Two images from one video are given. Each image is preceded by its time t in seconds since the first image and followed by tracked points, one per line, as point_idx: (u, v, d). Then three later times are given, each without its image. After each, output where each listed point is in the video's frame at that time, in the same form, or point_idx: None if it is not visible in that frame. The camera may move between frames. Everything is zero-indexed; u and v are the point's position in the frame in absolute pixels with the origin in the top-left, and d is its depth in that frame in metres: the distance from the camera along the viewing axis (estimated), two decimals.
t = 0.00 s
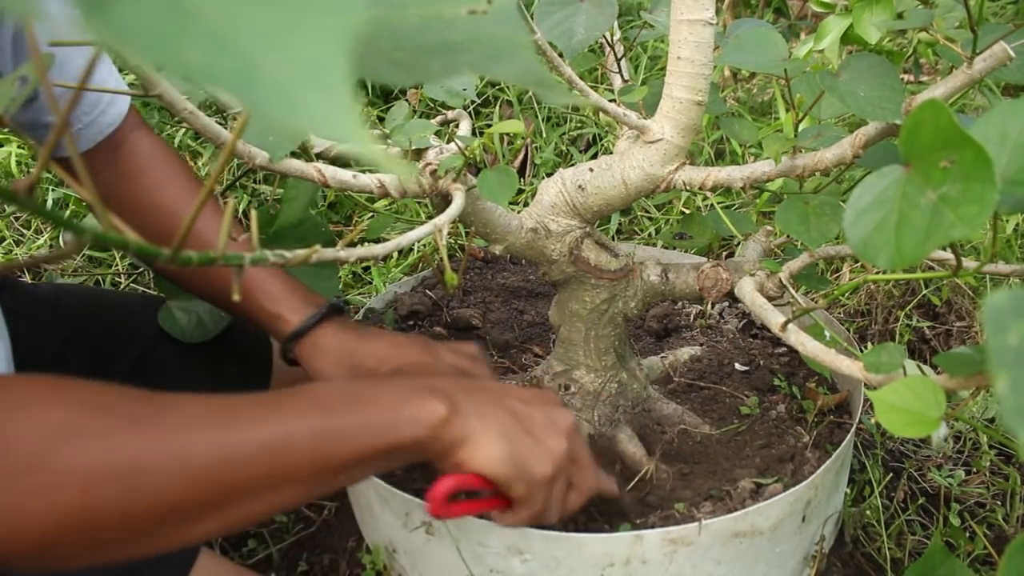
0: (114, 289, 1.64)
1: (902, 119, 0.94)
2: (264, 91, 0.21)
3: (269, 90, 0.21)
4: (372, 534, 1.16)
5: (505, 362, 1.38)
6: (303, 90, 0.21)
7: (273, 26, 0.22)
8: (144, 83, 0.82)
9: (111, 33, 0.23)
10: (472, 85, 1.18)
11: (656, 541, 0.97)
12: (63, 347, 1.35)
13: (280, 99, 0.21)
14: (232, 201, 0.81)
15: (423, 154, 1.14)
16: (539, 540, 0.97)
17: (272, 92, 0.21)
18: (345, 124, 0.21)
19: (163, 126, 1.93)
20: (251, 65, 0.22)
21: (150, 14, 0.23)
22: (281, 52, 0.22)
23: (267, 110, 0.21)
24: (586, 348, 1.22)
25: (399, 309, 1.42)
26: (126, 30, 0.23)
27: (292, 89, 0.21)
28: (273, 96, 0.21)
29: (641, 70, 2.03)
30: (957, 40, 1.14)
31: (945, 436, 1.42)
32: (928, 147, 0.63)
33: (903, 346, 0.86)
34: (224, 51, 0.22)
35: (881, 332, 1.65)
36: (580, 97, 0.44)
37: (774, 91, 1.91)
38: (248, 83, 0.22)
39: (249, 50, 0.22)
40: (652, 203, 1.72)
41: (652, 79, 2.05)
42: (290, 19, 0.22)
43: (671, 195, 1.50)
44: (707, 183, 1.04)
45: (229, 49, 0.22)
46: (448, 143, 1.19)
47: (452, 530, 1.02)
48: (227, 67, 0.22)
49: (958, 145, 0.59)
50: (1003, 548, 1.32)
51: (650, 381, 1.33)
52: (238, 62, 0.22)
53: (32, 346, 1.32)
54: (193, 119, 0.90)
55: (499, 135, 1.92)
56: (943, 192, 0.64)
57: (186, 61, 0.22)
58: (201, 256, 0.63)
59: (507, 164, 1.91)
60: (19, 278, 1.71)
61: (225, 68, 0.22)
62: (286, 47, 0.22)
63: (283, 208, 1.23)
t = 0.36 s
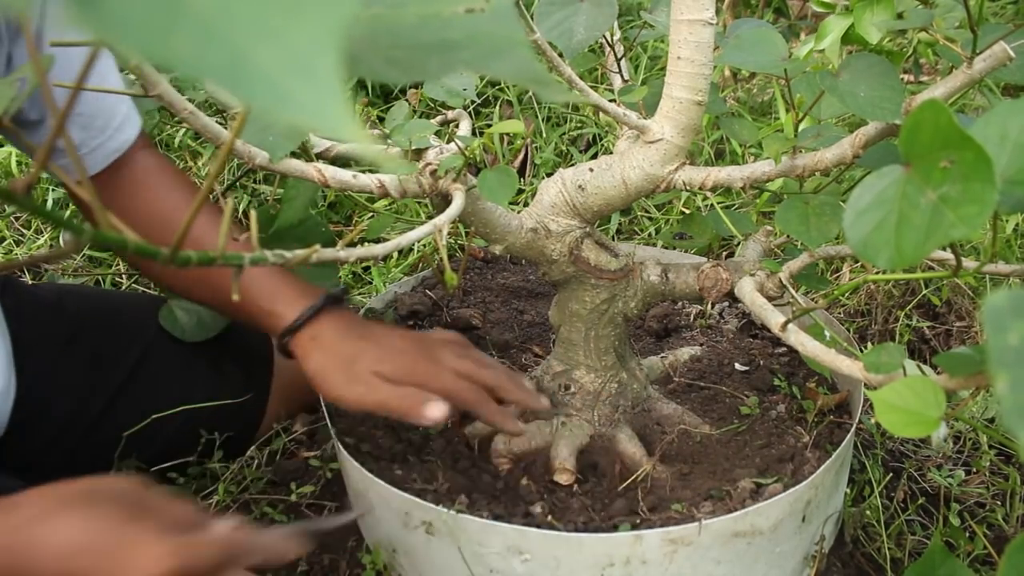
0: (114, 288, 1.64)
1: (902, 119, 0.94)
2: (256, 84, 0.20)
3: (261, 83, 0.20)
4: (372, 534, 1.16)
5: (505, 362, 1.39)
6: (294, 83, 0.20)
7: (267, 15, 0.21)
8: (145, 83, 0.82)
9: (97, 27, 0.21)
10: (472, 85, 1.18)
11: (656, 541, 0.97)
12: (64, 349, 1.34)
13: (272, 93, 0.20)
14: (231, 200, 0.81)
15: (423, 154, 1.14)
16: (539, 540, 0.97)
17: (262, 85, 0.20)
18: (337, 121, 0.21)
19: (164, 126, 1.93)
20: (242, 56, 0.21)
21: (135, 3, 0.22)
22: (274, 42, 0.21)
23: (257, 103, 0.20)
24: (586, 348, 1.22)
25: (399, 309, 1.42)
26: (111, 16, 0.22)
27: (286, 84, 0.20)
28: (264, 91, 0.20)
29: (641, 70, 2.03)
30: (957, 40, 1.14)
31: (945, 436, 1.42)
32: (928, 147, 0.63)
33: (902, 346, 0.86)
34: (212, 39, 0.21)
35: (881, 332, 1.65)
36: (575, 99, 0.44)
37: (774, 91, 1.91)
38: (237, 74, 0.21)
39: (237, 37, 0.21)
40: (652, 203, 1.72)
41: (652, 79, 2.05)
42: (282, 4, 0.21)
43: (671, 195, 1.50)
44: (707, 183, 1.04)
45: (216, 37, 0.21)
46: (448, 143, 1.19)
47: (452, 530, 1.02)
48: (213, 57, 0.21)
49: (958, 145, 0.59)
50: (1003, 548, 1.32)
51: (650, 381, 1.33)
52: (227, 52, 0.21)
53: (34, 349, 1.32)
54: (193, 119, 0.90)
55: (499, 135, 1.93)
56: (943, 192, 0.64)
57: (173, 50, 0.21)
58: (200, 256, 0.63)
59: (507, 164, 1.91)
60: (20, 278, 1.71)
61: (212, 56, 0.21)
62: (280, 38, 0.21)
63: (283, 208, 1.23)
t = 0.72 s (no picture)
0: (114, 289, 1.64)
1: (902, 119, 0.94)
2: (271, 108, 0.21)
3: (277, 107, 0.21)
4: (373, 534, 1.16)
5: (505, 362, 1.39)
6: (306, 104, 0.21)
7: (281, 35, 0.21)
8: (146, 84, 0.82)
9: (112, 49, 0.22)
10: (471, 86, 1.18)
11: (655, 542, 0.97)
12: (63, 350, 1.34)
13: (287, 116, 0.21)
14: (231, 201, 0.80)
15: (423, 154, 1.14)
16: (539, 540, 0.97)
17: (273, 108, 0.21)
18: (349, 140, 0.21)
19: (163, 126, 1.93)
20: (258, 79, 0.21)
21: (152, 27, 0.22)
22: (287, 65, 0.21)
23: (272, 128, 0.21)
24: (586, 348, 1.22)
25: (399, 309, 1.42)
26: (126, 44, 0.22)
27: (301, 105, 0.21)
28: (279, 114, 0.21)
29: (640, 70, 2.03)
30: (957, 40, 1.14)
31: (945, 436, 1.42)
32: (928, 148, 0.63)
33: (902, 346, 0.86)
34: (229, 65, 0.22)
35: (881, 332, 1.65)
36: (582, 107, 0.45)
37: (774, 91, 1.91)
38: (254, 99, 0.21)
39: (253, 61, 0.21)
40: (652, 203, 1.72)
41: (651, 79, 2.05)
42: (296, 24, 0.21)
43: (671, 194, 1.50)
44: (707, 183, 1.04)
45: (232, 61, 0.22)
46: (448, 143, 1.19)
47: (451, 530, 1.02)
48: (231, 84, 0.21)
49: (958, 145, 0.59)
50: (1002, 548, 1.32)
51: (650, 381, 1.33)
52: (241, 76, 0.21)
53: (32, 351, 1.31)
54: (194, 119, 0.90)
55: (499, 135, 1.92)
56: (943, 192, 0.64)
57: (188, 74, 0.22)
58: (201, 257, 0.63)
59: (507, 164, 1.91)
60: (20, 279, 1.71)
61: (229, 82, 0.21)
62: (295, 60, 0.21)
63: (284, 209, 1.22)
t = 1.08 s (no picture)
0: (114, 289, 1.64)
1: (902, 119, 0.94)
2: (250, 90, 0.21)
3: (256, 90, 0.21)
4: (372, 534, 1.16)
5: (505, 362, 1.39)
6: (289, 91, 0.21)
7: (262, 23, 0.22)
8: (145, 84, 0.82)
9: (96, 37, 0.22)
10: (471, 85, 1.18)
11: (655, 542, 0.97)
12: (63, 349, 1.34)
13: (266, 98, 0.21)
14: (230, 200, 0.80)
15: (423, 154, 1.14)
16: (539, 540, 0.97)
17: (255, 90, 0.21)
18: (327, 125, 0.21)
19: (163, 126, 1.93)
20: (237, 66, 0.21)
21: (135, 17, 0.22)
22: (267, 50, 0.21)
23: (251, 109, 0.21)
24: (586, 348, 1.22)
25: (399, 309, 1.42)
26: (105, 28, 0.22)
27: (279, 90, 0.21)
28: (257, 97, 0.21)
29: (641, 70, 2.03)
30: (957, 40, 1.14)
31: (944, 436, 1.42)
32: (928, 147, 0.63)
33: (902, 345, 0.86)
34: (208, 49, 0.22)
35: (881, 332, 1.65)
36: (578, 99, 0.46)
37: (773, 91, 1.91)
38: (233, 83, 0.21)
39: (233, 46, 0.22)
40: (652, 203, 1.72)
41: (651, 79, 2.05)
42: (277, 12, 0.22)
43: (671, 194, 1.50)
44: (707, 183, 1.04)
45: (213, 47, 0.22)
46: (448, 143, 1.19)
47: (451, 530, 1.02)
48: (211, 67, 0.21)
49: (959, 145, 0.59)
50: (1002, 548, 1.32)
51: (650, 381, 1.33)
52: (221, 61, 0.22)
53: (31, 352, 1.31)
54: (194, 120, 0.90)
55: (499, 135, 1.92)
56: (943, 192, 0.64)
57: (169, 60, 0.21)
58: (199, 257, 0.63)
59: (507, 164, 1.91)
60: (20, 279, 1.71)
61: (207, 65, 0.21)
62: (276, 46, 0.21)
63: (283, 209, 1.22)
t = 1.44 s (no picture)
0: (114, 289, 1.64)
1: (902, 119, 0.94)
2: (257, 116, 0.22)
3: (263, 116, 0.22)
4: (372, 534, 1.16)
5: (505, 362, 1.39)
6: (296, 116, 0.21)
7: (268, 45, 0.22)
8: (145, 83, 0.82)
9: (102, 64, 0.23)
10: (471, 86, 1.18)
11: (655, 541, 0.97)
12: (63, 349, 1.34)
13: (273, 126, 0.21)
14: (230, 200, 0.80)
15: (423, 154, 1.14)
16: (539, 540, 0.97)
17: (262, 115, 0.22)
18: (335, 147, 0.21)
19: (163, 126, 1.93)
20: (242, 90, 0.22)
21: (137, 42, 0.23)
22: (272, 74, 0.22)
23: (259, 137, 0.21)
24: (586, 348, 1.22)
25: (399, 309, 1.42)
26: (109, 54, 0.23)
27: (286, 115, 0.22)
28: (264, 125, 0.21)
29: (641, 70, 2.03)
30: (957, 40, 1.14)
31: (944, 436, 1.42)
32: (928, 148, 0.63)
33: (903, 346, 0.85)
34: (212, 73, 0.22)
35: (881, 332, 1.65)
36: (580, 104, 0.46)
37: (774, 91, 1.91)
38: (239, 109, 0.22)
39: (236, 71, 0.22)
40: (652, 202, 1.72)
41: (651, 79, 2.05)
42: (281, 34, 0.22)
43: (671, 194, 1.50)
44: (707, 183, 1.04)
45: (216, 68, 0.22)
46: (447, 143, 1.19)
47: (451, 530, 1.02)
48: (216, 93, 0.22)
49: (959, 145, 0.59)
50: (1003, 548, 1.32)
51: (650, 381, 1.33)
52: (226, 86, 0.22)
53: (31, 351, 1.31)
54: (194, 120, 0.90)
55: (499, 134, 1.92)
56: (944, 192, 0.64)
57: (173, 85, 0.22)
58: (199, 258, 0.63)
59: (507, 164, 1.91)
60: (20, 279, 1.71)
61: (212, 90, 0.22)
62: (281, 70, 0.22)
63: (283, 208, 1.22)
